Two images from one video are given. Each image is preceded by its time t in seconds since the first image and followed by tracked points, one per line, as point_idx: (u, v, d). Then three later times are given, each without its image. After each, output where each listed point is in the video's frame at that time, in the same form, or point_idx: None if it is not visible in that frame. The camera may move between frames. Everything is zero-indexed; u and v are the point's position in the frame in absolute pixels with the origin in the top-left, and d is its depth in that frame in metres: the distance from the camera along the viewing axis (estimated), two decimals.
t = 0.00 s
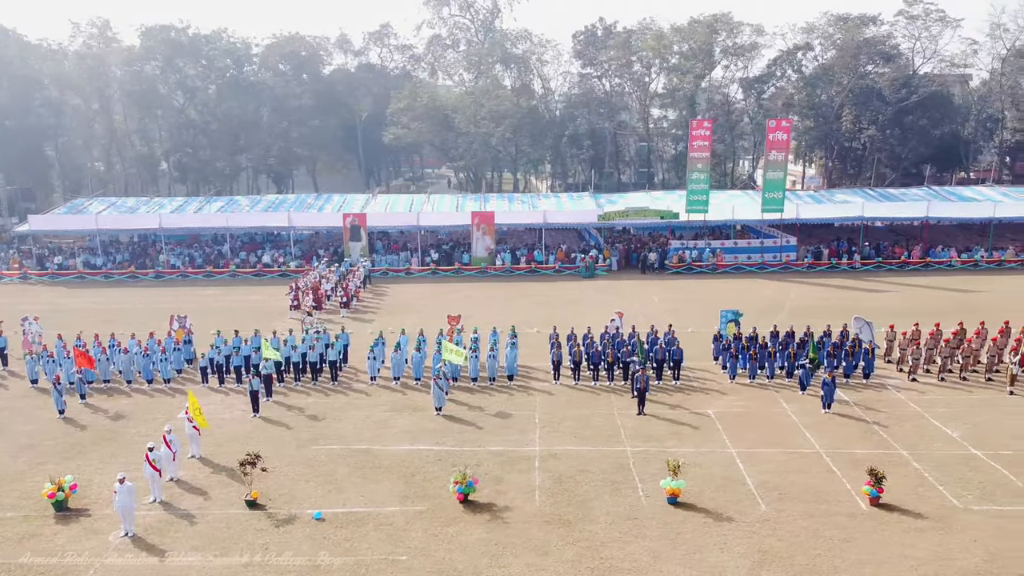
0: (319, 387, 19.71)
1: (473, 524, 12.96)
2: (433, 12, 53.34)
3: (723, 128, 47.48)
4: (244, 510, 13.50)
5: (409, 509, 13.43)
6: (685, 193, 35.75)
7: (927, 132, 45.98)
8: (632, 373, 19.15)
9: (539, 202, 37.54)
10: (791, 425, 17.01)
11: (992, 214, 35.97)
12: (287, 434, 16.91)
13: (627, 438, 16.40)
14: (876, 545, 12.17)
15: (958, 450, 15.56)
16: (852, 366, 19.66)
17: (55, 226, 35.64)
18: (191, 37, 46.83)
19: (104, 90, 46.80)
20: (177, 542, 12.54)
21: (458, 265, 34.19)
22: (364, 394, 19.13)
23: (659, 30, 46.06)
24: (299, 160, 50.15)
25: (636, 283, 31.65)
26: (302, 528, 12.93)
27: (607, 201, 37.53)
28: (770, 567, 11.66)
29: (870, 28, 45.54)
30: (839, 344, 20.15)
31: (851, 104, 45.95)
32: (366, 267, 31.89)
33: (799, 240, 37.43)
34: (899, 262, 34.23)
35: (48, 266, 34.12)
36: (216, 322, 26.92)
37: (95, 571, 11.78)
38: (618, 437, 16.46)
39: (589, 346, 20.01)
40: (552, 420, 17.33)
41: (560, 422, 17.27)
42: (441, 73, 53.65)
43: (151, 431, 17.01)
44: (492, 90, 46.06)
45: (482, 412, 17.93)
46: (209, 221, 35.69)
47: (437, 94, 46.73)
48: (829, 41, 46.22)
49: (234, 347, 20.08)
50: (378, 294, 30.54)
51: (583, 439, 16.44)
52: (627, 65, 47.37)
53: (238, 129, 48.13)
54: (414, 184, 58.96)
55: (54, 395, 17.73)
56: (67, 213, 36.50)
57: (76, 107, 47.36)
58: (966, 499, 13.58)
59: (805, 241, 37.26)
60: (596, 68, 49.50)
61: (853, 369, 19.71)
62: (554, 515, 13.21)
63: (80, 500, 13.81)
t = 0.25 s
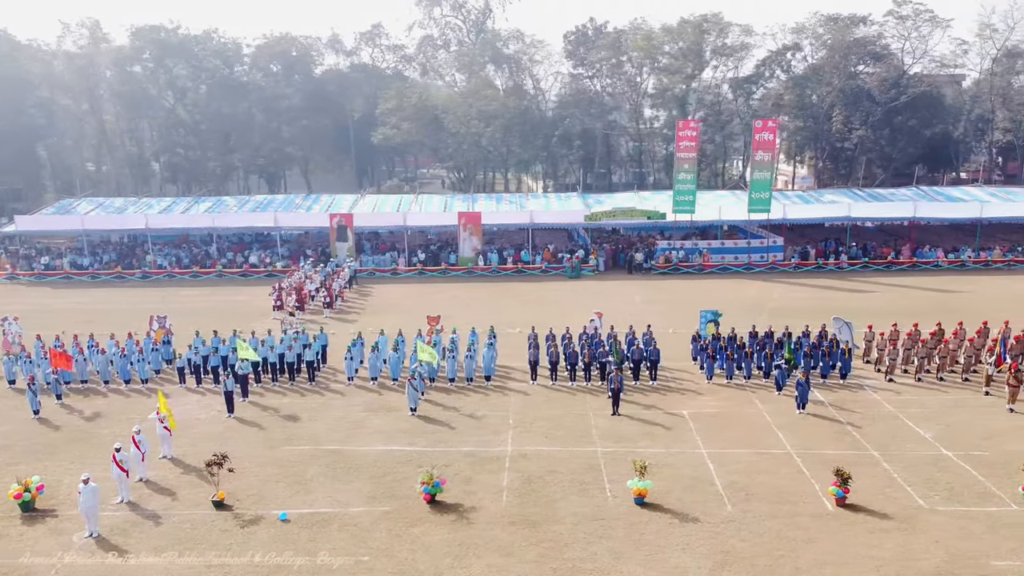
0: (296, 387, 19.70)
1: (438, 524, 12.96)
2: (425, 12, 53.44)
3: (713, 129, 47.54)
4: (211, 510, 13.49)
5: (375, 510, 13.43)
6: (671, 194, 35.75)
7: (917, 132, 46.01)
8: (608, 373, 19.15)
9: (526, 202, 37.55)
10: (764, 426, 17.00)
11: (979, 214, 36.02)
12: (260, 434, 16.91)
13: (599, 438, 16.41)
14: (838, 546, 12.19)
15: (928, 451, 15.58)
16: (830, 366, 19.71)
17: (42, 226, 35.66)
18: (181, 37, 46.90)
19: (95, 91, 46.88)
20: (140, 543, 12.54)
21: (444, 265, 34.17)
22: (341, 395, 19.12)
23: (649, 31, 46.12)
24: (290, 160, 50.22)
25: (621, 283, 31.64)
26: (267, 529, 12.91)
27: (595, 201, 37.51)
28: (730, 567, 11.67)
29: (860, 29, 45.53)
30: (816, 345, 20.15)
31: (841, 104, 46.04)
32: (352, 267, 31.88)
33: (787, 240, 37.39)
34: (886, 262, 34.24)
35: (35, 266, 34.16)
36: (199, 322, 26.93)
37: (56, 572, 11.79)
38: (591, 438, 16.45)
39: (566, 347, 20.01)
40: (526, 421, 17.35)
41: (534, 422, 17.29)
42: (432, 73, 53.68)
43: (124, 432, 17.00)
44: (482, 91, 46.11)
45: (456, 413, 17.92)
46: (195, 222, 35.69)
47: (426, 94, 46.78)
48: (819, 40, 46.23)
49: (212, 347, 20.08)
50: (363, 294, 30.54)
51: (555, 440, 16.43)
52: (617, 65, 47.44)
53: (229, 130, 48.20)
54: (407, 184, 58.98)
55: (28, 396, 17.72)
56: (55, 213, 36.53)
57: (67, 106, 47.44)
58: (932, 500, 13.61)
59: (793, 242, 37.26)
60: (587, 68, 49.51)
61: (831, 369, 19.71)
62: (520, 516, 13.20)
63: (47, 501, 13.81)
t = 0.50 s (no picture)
0: (273, 387, 19.71)
1: (403, 525, 12.97)
2: (416, 12, 53.42)
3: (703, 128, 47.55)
4: (177, 511, 13.50)
5: (341, 510, 13.44)
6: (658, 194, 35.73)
7: (908, 132, 45.98)
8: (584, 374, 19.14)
9: (514, 203, 37.54)
10: (738, 426, 16.99)
11: (966, 214, 36.03)
12: (233, 434, 16.91)
13: (572, 438, 16.41)
14: (800, 546, 12.19)
15: (899, 451, 15.59)
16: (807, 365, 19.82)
17: (30, 227, 35.66)
18: (170, 37, 46.86)
19: (85, 91, 46.86)
20: (104, 543, 12.54)
21: (431, 266, 34.15)
22: (317, 396, 19.12)
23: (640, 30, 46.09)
24: (280, 161, 50.19)
25: (607, 284, 31.64)
26: (232, 529, 12.93)
27: (583, 201, 37.49)
28: (691, 568, 11.68)
29: (851, 29, 45.51)
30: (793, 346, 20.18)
31: (832, 105, 46.10)
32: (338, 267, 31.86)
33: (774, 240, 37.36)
34: (873, 262, 34.24)
35: (22, 266, 34.15)
36: (182, 322, 26.92)
37: (17, 572, 11.79)
38: (563, 438, 16.44)
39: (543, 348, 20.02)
40: (500, 421, 17.35)
41: (508, 422, 17.28)
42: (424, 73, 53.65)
43: (96, 432, 17.00)
44: (471, 91, 46.10)
45: (431, 413, 17.91)
46: (182, 222, 35.66)
47: (416, 94, 46.78)
48: (809, 41, 46.21)
49: (189, 347, 20.09)
50: (349, 294, 30.52)
51: (527, 440, 16.42)
52: (607, 65, 47.43)
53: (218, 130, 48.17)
54: (400, 183, 58.97)
55: (2, 396, 17.73)
56: (42, 213, 36.52)
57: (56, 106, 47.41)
58: (898, 500, 13.61)
59: (781, 242, 37.23)
60: (578, 68, 49.47)
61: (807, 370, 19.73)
62: (485, 517, 13.20)
63: (14, 501, 13.81)
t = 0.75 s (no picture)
0: (249, 388, 19.71)
1: (367, 526, 12.97)
2: (407, 12, 53.45)
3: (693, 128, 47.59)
4: (143, 512, 13.50)
5: (307, 511, 13.44)
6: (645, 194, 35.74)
7: (897, 132, 46.01)
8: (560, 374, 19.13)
9: (502, 203, 37.54)
10: (710, 427, 16.99)
11: (952, 214, 36.06)
12: (206, 435, 16.91)
13: (544, 439, 16.41)
14: (762, 547, 12.21)
15: (869, 452, 15.59)
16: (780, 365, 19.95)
17: (17, 227, 35.66)
18: (159, 37, 46.89)
19: (74, 91, 46.87)
20: (67, 544, 12.55)
21: (417, 266, 34.14)
22: (292, 396, 19.11)
23: (630, 30, 46.09)
24: (270, 161, 50.19)
25: (592, 284, 31.65)
26: (196, 530, 12.93)
27: (570, 202, 37.48)
28: (651, 568, 11.68)
29: (840, 29, 45.53)
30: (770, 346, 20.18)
31: (822, 104, 46.09)
32: (323, 268, 31.85)
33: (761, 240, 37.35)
34: (859, 263, 34.24)
35: (8, 267, 34.14)
36: (165, 323, 26.93)
37: None
38: (535, 439, 16.44)
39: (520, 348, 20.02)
40: (474, 421, 17.35)
41: (482, 423, 17.28)
42: (414, 73, 53.65)
43: (69, 433, 17.00)
44: (461, 91, 46.12)
45: (405, 413, 17.91)
46: (168, 223, 35.63)
47: (406, 95, 46.81)
48: (799, 40, 46.24)
49: (167, 348, 20.10)
50: (334, 295, 30.52)
51: (499, 441, 16.41)
52: (596, 65, 47.44)
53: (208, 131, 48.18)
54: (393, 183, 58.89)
55: None
56: (30, 214, 36.51)
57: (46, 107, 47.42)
58: (864, 500, 13.62)
59: (768, 242, 37.22)
60: (569, 69, 49.48)
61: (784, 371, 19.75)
62: (450, 518, 13.20)
63: None
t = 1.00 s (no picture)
0: (225, 389, 19.71)
1: (330, 527, 12.96)
2: (398, 12, 53.45)
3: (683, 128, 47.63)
4: (108, 513, 13.49)
5: (271, 512, 13.43)
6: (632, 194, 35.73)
7: (887, 132, 46.00)
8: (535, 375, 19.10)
9: (490, 203, 37.54)
10: (683, 427, 16.98)
11: (940, 214, 36.05)
12: (178, 435, 16.90)
13: (515, 439, 16.40)
14: (723, 548, 12.19)
15: (839, 452, 15.58)
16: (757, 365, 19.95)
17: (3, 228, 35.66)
18: (147, 38, 46.92)
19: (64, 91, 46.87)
20: (29, 545, 12.55)
21: (403, 267, 34.11)
22: (267, 397, 19.09)
23: (620, 30, 46.09)
24: (261, 161, 50.20)
25: (577, 284, 31.64)
26: (159, 531, 12.92)
27: (558, 202, 37.47)
28: (611, 569, 11.67)
29: (830, 29, 45.52)
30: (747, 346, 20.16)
31: (812, 104, 46.14)
32: (308, 268, 31.84)
33: (749, 240, 37.33)
34: (846, 263, 34.23)
35: None
36: (147, 324, 26.92)
37: None
38: (506, 439, 16.42)
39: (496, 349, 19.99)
40: (446, 422, 17.34)
41: (454, 423, 17.27)
42: (405, 73, 53.64)
43: (41, 433, 17.00)
44: (450, 92, 46.13)
45: (379, 414, 17.89)
46: (154, 223, 35.62)
47: (395, 95, 46.79)
48: (788, 40, 46.22)
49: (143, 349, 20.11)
50: (318, 296, 30.50)
51: (470, 441, 16.39)
52: (586, 65, 47.45)
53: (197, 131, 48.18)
54: (385, 183, 58.89)
55: None
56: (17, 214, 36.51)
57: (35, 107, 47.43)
58: (830, 501, 13.61)
59: (755, 242, 37.21)
60: (559, 69, 49.46)
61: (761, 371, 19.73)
62: (414, 518, 13.19)
63: None
